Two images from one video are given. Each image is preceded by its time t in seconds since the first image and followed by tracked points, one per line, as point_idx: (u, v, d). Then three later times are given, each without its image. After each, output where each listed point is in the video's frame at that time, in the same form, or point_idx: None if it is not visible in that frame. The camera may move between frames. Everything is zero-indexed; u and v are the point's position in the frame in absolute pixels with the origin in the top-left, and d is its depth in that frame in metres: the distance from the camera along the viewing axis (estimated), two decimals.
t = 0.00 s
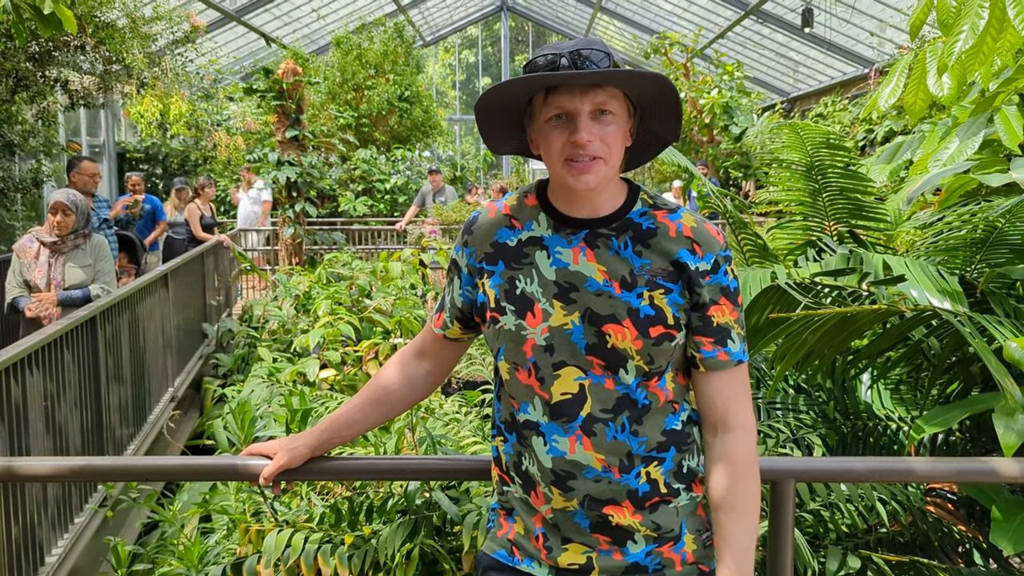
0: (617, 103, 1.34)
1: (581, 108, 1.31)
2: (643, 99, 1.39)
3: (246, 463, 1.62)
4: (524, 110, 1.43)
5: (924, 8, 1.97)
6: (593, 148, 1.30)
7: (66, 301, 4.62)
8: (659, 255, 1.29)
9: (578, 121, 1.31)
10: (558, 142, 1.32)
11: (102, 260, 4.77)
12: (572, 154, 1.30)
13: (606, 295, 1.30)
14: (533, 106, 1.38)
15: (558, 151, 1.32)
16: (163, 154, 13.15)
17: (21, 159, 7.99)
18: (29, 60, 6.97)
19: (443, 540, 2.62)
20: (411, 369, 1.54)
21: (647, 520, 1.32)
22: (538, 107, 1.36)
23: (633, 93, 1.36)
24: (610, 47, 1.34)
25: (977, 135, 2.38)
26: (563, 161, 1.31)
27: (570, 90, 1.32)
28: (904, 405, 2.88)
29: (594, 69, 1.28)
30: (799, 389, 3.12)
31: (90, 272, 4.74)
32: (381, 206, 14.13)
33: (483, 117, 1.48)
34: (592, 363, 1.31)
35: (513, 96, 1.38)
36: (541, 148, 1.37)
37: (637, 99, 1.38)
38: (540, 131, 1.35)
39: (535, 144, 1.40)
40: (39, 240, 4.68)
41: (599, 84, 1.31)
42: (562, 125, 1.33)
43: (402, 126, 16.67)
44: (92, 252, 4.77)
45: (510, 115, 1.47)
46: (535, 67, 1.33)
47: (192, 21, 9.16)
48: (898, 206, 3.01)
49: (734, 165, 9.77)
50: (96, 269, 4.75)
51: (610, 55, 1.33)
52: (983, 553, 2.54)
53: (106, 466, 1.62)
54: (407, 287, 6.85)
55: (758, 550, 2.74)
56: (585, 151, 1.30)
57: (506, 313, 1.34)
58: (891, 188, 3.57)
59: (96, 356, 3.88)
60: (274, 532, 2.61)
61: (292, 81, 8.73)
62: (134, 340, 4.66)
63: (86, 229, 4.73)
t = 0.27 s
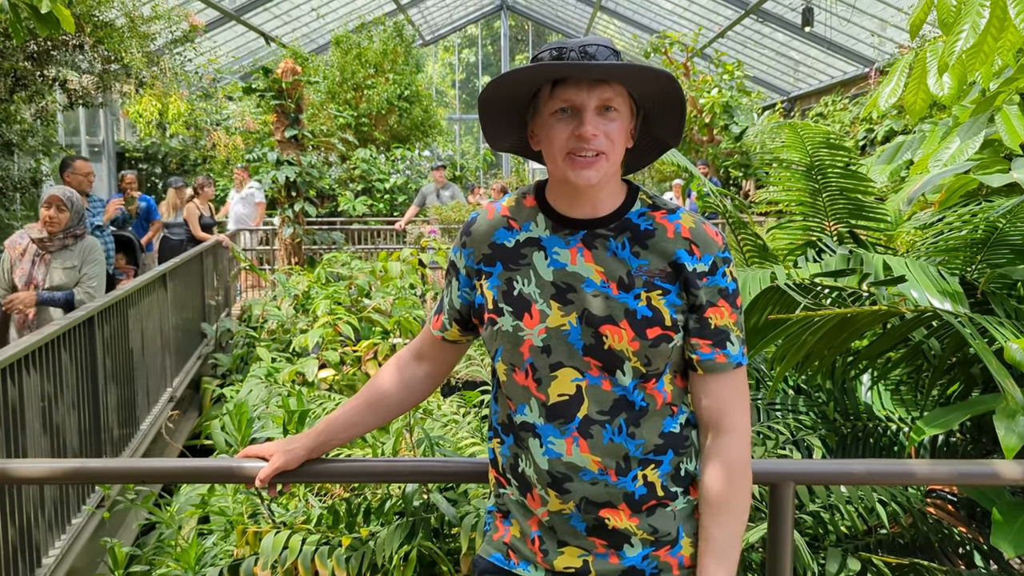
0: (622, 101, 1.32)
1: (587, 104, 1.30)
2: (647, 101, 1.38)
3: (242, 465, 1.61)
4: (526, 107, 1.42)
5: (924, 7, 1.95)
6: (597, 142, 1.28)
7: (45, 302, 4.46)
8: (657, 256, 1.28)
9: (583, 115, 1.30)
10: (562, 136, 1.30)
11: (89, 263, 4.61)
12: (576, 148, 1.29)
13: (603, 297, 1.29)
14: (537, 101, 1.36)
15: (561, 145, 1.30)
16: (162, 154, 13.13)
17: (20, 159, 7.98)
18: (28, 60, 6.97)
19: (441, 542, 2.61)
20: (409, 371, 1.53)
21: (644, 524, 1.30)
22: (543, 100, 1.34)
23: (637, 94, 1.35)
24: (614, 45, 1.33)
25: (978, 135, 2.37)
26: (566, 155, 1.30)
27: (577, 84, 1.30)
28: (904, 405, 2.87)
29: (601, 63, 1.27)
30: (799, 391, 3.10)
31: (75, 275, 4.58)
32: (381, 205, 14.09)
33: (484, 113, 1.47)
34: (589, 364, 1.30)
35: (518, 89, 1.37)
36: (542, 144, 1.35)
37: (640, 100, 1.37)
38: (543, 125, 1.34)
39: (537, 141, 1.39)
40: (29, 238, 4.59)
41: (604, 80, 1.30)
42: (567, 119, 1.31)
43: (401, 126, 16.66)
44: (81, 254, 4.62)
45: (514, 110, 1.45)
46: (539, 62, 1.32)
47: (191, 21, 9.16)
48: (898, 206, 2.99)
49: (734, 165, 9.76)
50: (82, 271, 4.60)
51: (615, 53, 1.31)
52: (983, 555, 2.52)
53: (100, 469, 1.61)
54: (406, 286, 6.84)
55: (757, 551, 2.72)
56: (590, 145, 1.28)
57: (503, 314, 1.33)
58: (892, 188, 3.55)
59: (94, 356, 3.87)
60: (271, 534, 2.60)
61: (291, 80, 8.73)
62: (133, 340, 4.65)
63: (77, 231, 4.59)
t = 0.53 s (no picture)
0: (621, 101, 1.32)
1: (585, 104, 1.29)
2: (646, 101, 1.37)
3: (239, 469, 1.60)
4: (524, 107, 1.41)
5: (924, 7, 1.95)
6: (594, 143, 1.27)
7: (29, 313, 4.28)
8: (656, 257, 1.27)
9: (580, 116, 1.29)
10: (559, 136, 1.29)
11: (74, 267, 4.39)
12: (573, 148, 1.28)
13: (601, 297, 1.28)
14: (535, 102, 1.36)
15: (558, 145, 1.29)
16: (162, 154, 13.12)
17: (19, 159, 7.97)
18: (27, 60, 6.96)
19: (440, 546, 2.60)
20: (408, 375, 1.52)
21: (640, 528, 1.29)
22: (541, 100, 1.33)
23: (636, 95, 1.35)
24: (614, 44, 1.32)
25: (978, 136, 2.36)
26: (563, 155, 1.29)
27: (574, 85, 1.29)
28: (904, 407, 2.87)
29: (600, 63, 1.26)
30: (799, 393, 3.09)
31: (61, 280, 4.38)
32: (380, 206, 14.07)
33: (483, 113, 1.46)
34: (587, 366, 1.29)
35: (516, 89, 1.36)
36: (540, 144, 1.34)
37: (639, 102, 1.36)
38: (541, 124, 1.33)
39: (535, 141, 1.38)
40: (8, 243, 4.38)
41: (603, 80, 1.29)
42: (564, 119, 1.30)
43: (401, 126, 16.65)
44: (64, 256, 4.40)
45: (513, 112, 1.44)
46: (537, 63, 1.31)
47: (190, 21, 9.15)
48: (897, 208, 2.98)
49: (734, 165, 9.75)
50: (67, 276, 4.39)
51: (613, 53, 1.30)
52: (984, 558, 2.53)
53: (95, 473, 1.60)
54: (405, 287, 6.83)
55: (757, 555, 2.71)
56: (586, 146, 1.27)
57: (502, 315, 1.32)
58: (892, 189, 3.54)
59: (92, 357, 3.86)
60: (269, 538, 2.60)
61: (291, 81, 8.73)
62: (132, 341, 4.64)
63: (59, 232, 4.34)
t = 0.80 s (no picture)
0: (622, 108, 1.31)
1: (587, 111, 1.29)
2: (647, 106, 1.36)
3: (238, 474, 1.60)
4: (525, 113, 1.40)
5: (924, 8, 1.94)
6: (596, 152, 1.27)
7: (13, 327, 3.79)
8: (659, 259, 1.27)
9: (582, 124, 1.28)
10: (561, 145, 1.29)
11: (53, 270, 3.96)
12: (574, 157, 1.28)
13: (601, 299, 1.27)
14: (536, 108, 1.35)
15: (560, 154, 1.29)
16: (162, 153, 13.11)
17: (18, 160, 7.96)
18: (26, 60, 6.94)
19: (439, 548, 2.59)
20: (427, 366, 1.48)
21: (636, 532, 1.29)
22: (542, 106, 1.33)
23: (637, 99, 1.34)
24: (616, 50, 1.32)
25: (979, 137, 2.35)
26: (565, 162, 1.28)
27: (575, 93, 1.29)
28: (904, 408, 2.86)
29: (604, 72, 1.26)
30: (799, 395, 3.09)
31: (39, 285, 3.93)
32: (380, 206, 14.05)
33: (483, 114, 1.44)
34: (585, 368, 1.27)
35: (516, 95, 1.35)
36: (541, 149, 1.34)
37: (640, 105, 1.35)
38: (542, 131, 1.32)
39: (536, 145, 1.38)
40: None
41: (605, 87, 1.28)
42: (566, 126, 1.30)
43: (401, 126, 16.65)
44: (37, 259, 3.93)
45: (514, 117, 1.43)
46: (539, 69, 1.31)
47: (190, 21, 9.14)
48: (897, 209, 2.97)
49: (734, 165, 9.75)
50: (47, 279, 3.94)
51: (614, 59, 1.30)
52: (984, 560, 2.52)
53: (93, 476, 1.59)
54: (405, 288, 6.83)
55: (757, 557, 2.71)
56: (588, 154, 1.27)
57: (501, 317, 1.31)
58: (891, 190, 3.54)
59: (90, 358, 3.85)
60: (267, 540, 2.59)
61: (290, 81, 8.73)
62: (131, 342, 4.63)
63: (30, 234, 3.89)
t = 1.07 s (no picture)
0: (626, 114, 1.31)
1: (592, 120, 1.29)
2: (651, 111, 1.37)
3: (239, 478, 1.60)
4: (528, 118, 1.39)
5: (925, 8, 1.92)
6: (600, 159, 1.28)
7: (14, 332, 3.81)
8: (663, 251, 1.30)
9: (587, 132, 1.28)
10: (566, 153, 1.29)
11: (42, 273, 3.98)
12: (579, 164, 1.28)
13: (610, 296, 1.29)
14: (539, 115, 1.34)
15: (564, 161, 1.29)
16: (162, 154, 13.10)
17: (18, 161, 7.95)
18: (26, 62, 6.94)
19: (440, 552, 2.59)
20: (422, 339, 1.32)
21: (646, 534, 1.28)
22: (546, 113, 1.32)
23: (641, 105, 1.34)
24: (619, 58, 1.31)
25: (981, 140, 2.34)
26: (570, 170, 1.29)
27: (581, 101, 1.28)
28: (906, 410, 2.84)
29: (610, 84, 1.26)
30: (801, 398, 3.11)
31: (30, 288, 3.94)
32: (380, 207, 14.01)
33: (486, 118, 1.41)
34: (596, 365, 1.28)
35: (519, 103, 1.34)
36: (545, 156, 1.34)
37: (643, 110, 1.36)
38: (547, 138, 1.32)
39: (541, 150, 1.37)
40: None
41: (610, 97, 1.28)
42: (571, 135, 1.30)
43: (401, 127, 16.64)
44: (24, 261, 3.92)
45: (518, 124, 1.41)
46: (544, 76, 1.30)
47: (190, 22, 9.13)
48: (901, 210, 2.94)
49: (735, 166, 9.74)
50: (37, 281, 3.96)
51: (621, 68, 1.30)
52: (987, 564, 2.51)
53: (94, 481, 1.59)
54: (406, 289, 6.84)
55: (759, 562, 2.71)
56: (593, 162, 1.28)
57: (509, 316, 1.30)
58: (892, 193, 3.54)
59: (91, 361, 3.84)
60: (268, 543, 2.59)
61: (291, 81, 8.73)
62: (131, 344, 4.63)
63: (13, 237, 3.85)
